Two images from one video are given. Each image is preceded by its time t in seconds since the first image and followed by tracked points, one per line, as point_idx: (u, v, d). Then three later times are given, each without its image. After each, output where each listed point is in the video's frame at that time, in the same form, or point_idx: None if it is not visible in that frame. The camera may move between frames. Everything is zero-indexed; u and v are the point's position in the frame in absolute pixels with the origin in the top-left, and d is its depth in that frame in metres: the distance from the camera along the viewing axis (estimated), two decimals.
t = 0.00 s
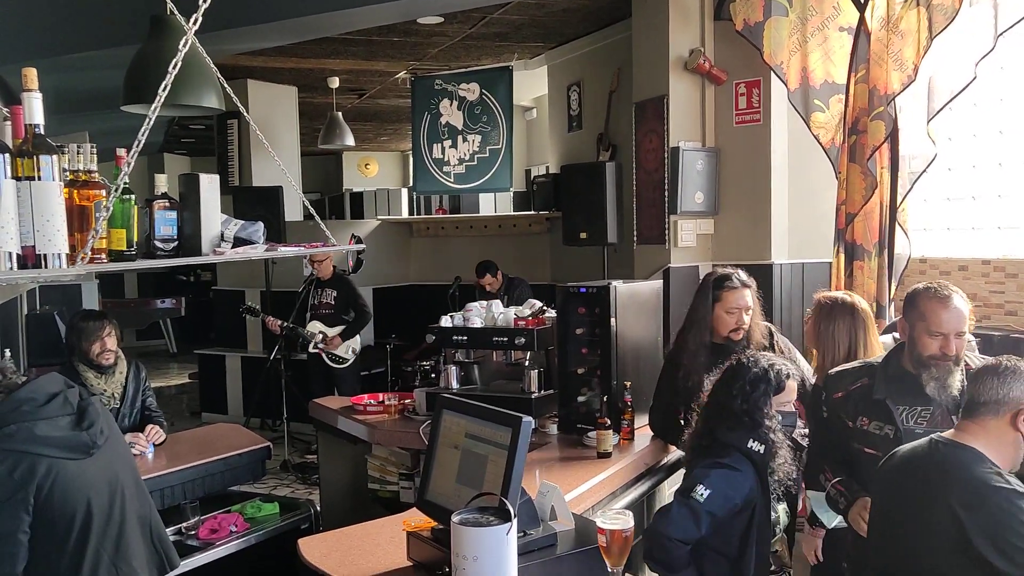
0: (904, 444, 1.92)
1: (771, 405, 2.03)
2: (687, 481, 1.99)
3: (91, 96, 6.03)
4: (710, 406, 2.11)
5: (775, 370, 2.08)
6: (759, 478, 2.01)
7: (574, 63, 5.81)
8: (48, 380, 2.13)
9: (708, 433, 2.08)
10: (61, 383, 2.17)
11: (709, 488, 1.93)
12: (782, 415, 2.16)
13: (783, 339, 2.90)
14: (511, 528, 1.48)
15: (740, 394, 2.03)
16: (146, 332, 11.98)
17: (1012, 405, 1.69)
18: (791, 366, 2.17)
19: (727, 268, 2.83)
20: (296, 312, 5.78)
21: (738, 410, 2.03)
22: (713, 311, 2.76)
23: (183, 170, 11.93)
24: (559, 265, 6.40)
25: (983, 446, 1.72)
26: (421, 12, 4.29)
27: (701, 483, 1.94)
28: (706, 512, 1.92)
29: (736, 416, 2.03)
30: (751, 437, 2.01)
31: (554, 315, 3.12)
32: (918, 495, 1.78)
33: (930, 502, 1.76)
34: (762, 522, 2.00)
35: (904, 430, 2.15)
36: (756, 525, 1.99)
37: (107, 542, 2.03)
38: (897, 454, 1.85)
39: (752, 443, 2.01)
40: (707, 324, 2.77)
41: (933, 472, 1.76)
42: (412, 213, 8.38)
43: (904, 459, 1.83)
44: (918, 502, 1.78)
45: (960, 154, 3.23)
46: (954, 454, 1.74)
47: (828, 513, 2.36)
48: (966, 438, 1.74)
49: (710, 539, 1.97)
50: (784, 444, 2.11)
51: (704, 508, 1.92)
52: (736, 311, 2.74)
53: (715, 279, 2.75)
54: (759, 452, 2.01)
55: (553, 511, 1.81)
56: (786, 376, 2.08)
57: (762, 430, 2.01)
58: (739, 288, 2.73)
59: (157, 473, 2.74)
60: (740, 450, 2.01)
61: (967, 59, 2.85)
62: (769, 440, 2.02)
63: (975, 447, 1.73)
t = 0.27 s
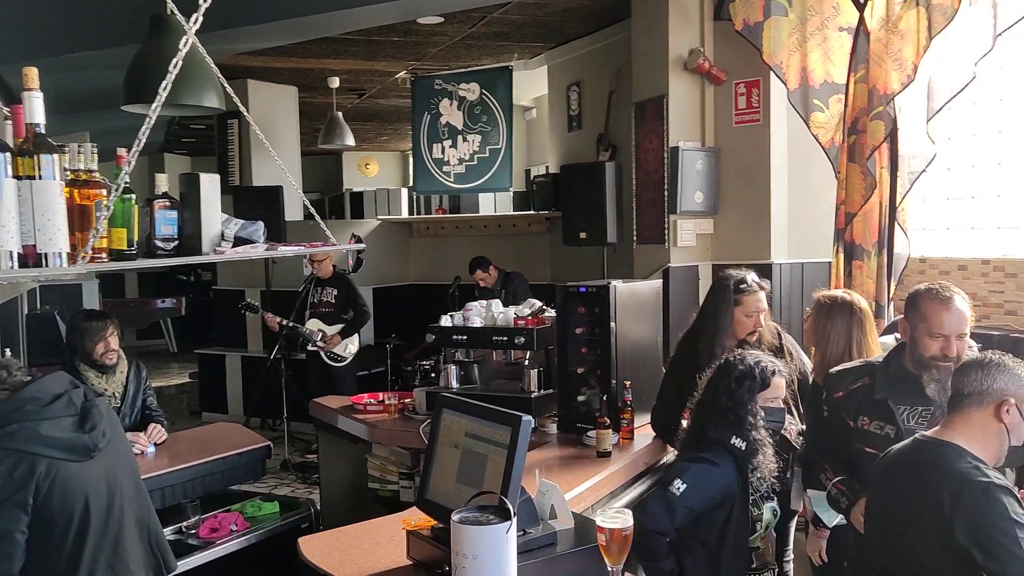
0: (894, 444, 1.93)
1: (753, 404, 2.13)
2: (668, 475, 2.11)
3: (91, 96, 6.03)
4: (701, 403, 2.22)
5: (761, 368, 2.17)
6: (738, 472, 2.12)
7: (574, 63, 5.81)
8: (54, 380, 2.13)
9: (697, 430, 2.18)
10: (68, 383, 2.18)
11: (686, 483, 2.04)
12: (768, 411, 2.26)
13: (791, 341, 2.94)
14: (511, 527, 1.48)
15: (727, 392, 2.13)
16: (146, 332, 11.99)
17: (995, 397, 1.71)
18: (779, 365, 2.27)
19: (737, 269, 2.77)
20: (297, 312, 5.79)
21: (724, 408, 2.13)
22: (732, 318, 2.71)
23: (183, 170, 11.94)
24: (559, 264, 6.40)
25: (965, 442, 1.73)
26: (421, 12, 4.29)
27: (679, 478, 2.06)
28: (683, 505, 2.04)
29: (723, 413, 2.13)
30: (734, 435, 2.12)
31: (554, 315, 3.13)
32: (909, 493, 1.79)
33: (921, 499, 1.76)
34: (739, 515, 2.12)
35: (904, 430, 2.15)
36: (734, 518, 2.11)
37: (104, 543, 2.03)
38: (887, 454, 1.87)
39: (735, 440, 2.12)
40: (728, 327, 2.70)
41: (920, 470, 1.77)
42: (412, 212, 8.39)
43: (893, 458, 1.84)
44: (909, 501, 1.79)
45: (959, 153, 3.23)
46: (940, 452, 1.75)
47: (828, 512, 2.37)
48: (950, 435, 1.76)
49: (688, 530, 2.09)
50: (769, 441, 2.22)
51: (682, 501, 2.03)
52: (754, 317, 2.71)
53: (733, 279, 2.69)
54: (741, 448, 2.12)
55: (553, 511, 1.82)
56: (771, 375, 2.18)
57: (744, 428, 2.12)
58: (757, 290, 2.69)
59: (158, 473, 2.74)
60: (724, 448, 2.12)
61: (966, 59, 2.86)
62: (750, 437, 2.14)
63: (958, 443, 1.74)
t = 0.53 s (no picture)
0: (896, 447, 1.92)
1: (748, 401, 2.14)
2: (660, 472, 2.09)
3: (91, 96, 6.03)
4: (699, 400, 2.22)
5: (755, 366, 2.18)
6: (731, 468, 2.12)
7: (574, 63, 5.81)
8: (58, 380, 2.12)
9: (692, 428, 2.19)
10: (71, 383, 2.16)
11: (680, 479, 2.02)
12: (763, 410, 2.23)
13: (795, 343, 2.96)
14: (510, 528, 1.48)
15: (722, 389, 2.15)
16: (146, 332, 11.99)
17: (987, 395, 1.70)
18: (775, 364, 2.27)
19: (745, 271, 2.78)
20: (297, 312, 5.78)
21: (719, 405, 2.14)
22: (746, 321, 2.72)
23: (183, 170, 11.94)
24: (559, 264, 6.40)
25: (956, 442, 1.73)
26: (421, 12, 4.29)
27: (672, 473, 2.04)
28: (677, 502, 2.01)
29: (717, 411, 2.15)
30: (728, 431, 2.13)
31: (554, 315, 3.13)
32: (901, 494, 1.78)
33: (912, 500, 1.75)
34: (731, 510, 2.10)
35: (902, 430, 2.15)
36: (726, 515, 2.10)
37: (100, 545, 2.03)
38: (886, 454, 1.87)
39: (729, 437, 2.13)
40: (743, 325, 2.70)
41: (913, 468, 1.76)
42: (412, 212, 8.38)
43: (890, 459, 1.85)
44: (901, 502, 1.78)
45: (959, 153, 3.24)
46: (931, 452, 1.75)
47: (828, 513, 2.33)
48: (942, 435, 1.75)
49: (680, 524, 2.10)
50: (763, 439, 2.21)
51: (675, 498, 2.01)
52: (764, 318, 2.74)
53: (746, 279, 2.71)
54: (735, 444, 2.12)
55: (553, 511, 1.81)
56: (767, 373, 2.18)
57: (739, 425, 2.13)
58: (767, 295, 2.72)
59: (157, 473, 2.74)
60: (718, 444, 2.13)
61: (966, 58, 2.87)
62: (745, 434, 2.14)
63: (950, 443, 1.73)
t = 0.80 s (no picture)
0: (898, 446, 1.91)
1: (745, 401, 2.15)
2: (655, 468, 2.11)
3: (91, 95, 6.03)
4: (696, 399, 2.23)
5: (752, 364, 2.19)
6: (727, 466, 2.13)
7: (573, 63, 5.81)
8: (60, 380, 2.10)
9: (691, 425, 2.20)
10: (74, 383, 2.14)
11: (676, 475, 2.04)
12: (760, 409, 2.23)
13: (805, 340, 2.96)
14: (510, 527, 1.48)
15: (719, 388, 2.16)
16: (146, 332, 12.00)
17: (993, 395, 1.69)
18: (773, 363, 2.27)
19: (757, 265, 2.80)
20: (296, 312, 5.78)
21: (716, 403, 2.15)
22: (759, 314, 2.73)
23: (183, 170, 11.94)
24: (559, 264, 6.40)
25: (960, 441, 1.72)
26: (421, 12, 4.29)
27: (668, 469, 2.06)
28: (672, 499, 2.04)
29: (715, 409, 2.16)
30: (726, 430, 2.13)
31: (554, 314, 3.12)
32: (903, 494, 1.77)
33: (915, 500, 1.74)
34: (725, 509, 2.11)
35: (900, 429, 2.16)
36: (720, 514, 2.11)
37: (96, 545, 2.03)
38: (887, 455, 1.86)
39: (727, 436, 2.13)
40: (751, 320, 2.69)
41: (912, 468, 1.77)
42: (412, 212, 8.38)
43: (892, 459, 1.83)
44: (904, 502, 1.77)
45: (959, 153, 3.24)
46: (934, 451, 1.73)
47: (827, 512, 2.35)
48: (946, 434, 1.74)
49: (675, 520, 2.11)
50: (760, 438, 2.22)
51: (670, 495, 2.03)
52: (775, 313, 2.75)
53: (758, 274, 2.70)
54: (732, 444, 2.12)
55: (553, 511, 1.81)
56: (764, 371, 2.19)
57: (737, 425, 2.14)
58: (778, 289, 2.73)
59: (156, 472, 2.74)
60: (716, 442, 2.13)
61: (966, 57, 2.87)
62: (743, 434, 2.14)
63: (953, 442, 1.73)
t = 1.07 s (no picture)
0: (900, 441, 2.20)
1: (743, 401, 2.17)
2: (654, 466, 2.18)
3: (91, 96, 6.03)
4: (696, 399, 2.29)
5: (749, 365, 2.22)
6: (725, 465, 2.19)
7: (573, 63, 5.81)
8: (68, 379, 2.13)
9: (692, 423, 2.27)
10: (81, 383, 2.17)
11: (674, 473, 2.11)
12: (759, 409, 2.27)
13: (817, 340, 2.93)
14: (510, 527, 1.49)
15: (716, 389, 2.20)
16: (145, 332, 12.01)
17: (1010, 403, 1.94)
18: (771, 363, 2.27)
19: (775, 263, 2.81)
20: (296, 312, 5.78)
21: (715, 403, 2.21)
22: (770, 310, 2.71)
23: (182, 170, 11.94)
24: (559, 264, 6.41)
25: (975, 442, 2.00)
26: (420, 12, 4.29)
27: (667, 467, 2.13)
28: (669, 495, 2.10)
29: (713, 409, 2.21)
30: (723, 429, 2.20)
31: (553, 315, 3.13)
32: (920, 489, 2.11)
33: (932, 496, 2.08)
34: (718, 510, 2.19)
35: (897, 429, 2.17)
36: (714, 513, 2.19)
37: (94, 544, 2.03)
38: (891, 453, 2.19)
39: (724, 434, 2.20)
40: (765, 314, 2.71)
41: (919, 468, 2.11)
42: (412, 212, 8.39)
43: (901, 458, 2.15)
44: (920, 495, 2.11)
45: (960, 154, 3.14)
46: (948, 453, 2.05)
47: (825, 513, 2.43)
48: (959, 436, 2.02)
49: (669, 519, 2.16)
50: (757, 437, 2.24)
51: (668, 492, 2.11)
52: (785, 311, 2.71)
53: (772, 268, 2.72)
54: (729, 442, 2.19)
55: (553, 511, 1.82)
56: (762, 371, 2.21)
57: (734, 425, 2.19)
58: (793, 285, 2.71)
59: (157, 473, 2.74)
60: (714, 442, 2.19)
61: (966, 57, 2.85)
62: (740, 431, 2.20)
63: (966, 443, 2.01)
